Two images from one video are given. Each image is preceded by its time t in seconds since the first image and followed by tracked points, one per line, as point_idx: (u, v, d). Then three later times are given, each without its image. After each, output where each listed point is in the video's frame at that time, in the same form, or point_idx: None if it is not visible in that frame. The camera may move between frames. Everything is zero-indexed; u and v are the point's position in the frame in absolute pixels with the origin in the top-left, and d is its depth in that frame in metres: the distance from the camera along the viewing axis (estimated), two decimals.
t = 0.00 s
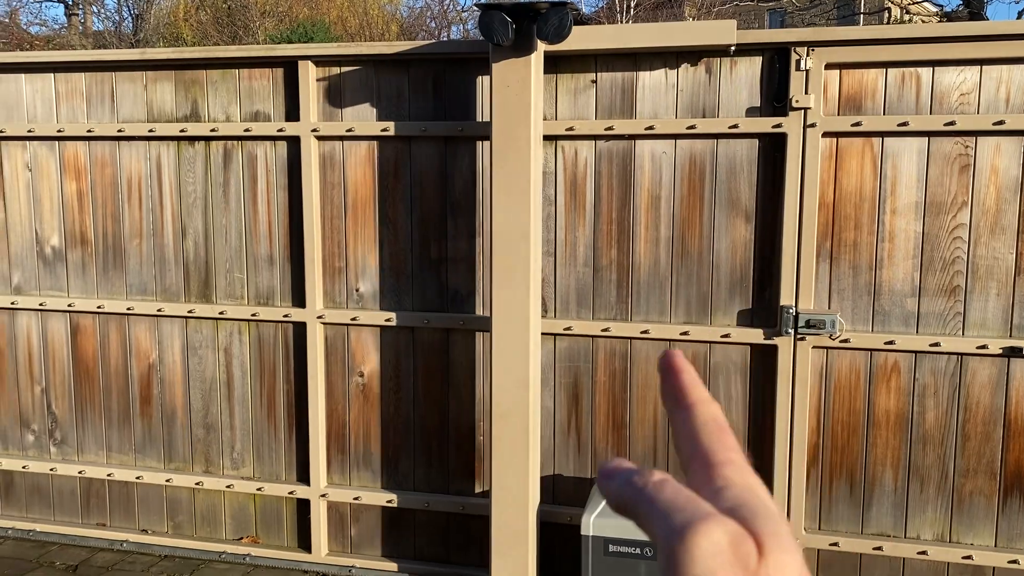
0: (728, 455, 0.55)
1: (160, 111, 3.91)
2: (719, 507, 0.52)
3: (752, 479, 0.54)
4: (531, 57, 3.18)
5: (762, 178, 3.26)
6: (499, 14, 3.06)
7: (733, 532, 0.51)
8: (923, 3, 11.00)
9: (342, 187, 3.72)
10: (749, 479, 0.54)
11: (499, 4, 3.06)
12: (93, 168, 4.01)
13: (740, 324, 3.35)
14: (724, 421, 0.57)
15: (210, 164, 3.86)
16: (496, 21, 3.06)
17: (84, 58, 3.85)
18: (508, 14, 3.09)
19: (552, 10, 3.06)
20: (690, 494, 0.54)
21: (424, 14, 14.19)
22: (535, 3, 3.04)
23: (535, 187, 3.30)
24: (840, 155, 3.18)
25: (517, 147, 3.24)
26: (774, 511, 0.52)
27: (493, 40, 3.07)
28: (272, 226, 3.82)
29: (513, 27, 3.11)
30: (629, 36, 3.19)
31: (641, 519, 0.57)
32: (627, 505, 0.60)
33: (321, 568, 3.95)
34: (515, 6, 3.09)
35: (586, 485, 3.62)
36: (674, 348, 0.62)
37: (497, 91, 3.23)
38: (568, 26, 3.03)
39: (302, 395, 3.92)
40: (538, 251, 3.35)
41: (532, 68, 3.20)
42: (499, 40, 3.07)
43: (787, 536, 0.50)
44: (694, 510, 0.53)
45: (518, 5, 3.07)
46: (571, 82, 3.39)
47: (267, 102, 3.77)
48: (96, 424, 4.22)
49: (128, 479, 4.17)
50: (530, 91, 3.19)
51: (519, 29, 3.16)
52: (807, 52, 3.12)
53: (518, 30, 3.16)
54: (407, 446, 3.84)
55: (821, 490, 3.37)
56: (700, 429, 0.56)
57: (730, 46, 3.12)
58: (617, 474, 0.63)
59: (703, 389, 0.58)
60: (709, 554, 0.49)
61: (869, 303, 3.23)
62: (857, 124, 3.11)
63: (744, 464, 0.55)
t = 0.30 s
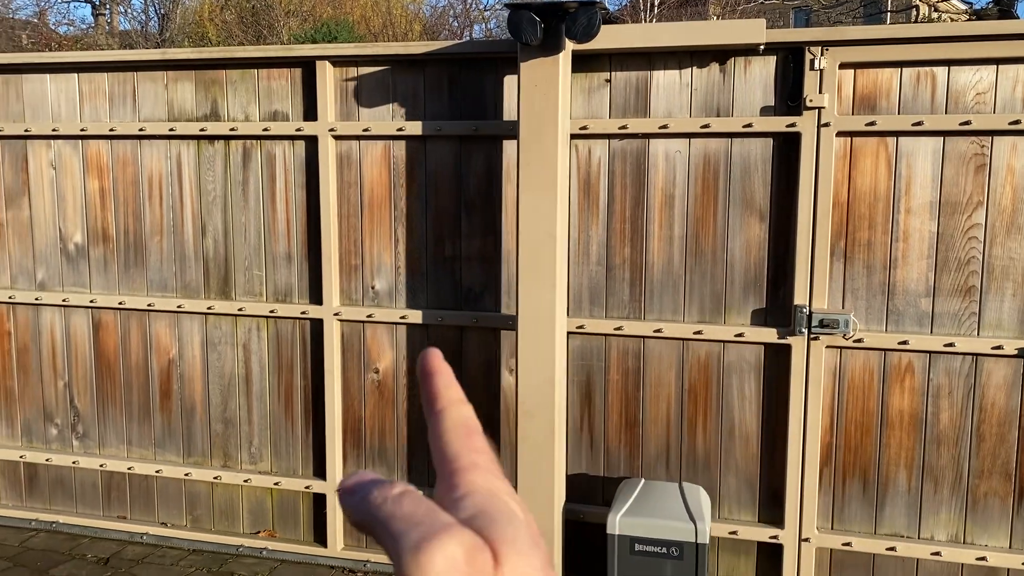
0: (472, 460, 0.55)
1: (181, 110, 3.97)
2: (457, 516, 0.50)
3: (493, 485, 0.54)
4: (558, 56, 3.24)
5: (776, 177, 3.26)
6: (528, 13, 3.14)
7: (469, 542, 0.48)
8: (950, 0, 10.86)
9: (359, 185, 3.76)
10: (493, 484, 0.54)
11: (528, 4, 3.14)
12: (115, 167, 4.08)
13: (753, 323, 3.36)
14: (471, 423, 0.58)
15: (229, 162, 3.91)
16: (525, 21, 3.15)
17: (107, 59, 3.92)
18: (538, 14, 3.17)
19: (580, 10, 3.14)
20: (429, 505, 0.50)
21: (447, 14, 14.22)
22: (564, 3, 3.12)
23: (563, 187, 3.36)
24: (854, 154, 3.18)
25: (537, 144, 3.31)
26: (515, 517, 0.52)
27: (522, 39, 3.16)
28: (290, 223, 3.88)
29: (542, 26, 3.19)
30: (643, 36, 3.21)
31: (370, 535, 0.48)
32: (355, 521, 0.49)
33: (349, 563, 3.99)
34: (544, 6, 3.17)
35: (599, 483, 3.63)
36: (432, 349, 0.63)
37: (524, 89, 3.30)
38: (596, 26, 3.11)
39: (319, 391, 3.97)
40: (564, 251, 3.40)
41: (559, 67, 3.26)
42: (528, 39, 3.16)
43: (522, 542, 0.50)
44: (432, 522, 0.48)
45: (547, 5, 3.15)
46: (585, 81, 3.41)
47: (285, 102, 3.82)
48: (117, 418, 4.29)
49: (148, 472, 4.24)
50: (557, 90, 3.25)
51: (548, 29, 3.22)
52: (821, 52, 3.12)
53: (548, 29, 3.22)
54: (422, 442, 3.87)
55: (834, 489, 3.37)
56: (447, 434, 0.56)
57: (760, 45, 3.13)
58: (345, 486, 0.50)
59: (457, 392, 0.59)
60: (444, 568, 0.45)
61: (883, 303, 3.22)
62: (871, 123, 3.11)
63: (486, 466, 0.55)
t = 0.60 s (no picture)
0: (529, 442, 0.50)
1: (197, 110, 4.02)
2: (506, 489, 0.46)
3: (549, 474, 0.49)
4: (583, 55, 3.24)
5: (787, 177, 3.26)
6: (553, 13, 3.15)
7: (512, 510, 0.45)
8: None
9: (371, 184, 3.80)
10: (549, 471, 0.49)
11: (553, 4, 3.14)
12: (133, 165, 4.14)
13: (763, 323, 3.36)
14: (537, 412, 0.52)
15: (244, 161, 3.97)
16: (550, 20, 3.15)
17: (125, 59, 3.98)
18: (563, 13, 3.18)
19: (606, 9, 3.13)
20: (480, 476, 0.46)
21: (467, 14, 14.18)
22: (589, 3, 3.11)
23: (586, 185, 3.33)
24: (864, 154, 3.18)
25: (554, 142, 3.29)
26: (563, 500, 0.48)
27: (546, 38, 3.16)
28: (304, 221, 3.92)
29: (566, 25, 3.19)
30: (654, 35, 3.22)
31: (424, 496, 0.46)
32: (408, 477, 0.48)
33: (371, 558, 4.01)
34: (569, 6, 3.17)
35: (608, 481, 3.65)
36: (505, 345, 0.58)
37: (549, 89, 3.28)
38: (621, 25, 3.10)
39: (332, 388, 4.01)
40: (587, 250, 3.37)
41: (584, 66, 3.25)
42: (552, 38, 3.16)
43: (565, 522, 0.46)
44: (480, 484, 0.45)
45: (573, 4, 3.15)
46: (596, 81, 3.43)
47: (300, 101, 3.86)
48: (134, 413, 4.36)
49: (164, 467, 4.30)
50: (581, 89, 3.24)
51: (573, 28, 3.22)
52: (831, 52, 3.12)
53: (573, 28, 3.22)
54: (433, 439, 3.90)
55: (844, 490, 3.37)
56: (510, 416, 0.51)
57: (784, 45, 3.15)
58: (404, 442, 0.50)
59: (524, 381, 0.54)
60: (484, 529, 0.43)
61: (893, 304, 3.22)
62: (882, 123, 3.10)
63: (543, 453, 0.50)
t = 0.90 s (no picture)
0: (419, 455, 0.54)
1: (207, 108, 4.06)
2: (395, 506, 0.51)
3: (435, 482, 0.53)
4: (603, 54, 3.17)
5: (792, 177, 3.26)
6: (572, 12, 3.07)
7: (400, 528, 0.49)
8: None
9: (379, 182, 3.83)
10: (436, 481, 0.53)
11: (573, 2, 3.07)
12: (144, 163, 4.19)
13: (768, 322, 3.36)
14: (426, 422, 0.57)
15: (253, 159, 4.00)
16: (570, 19, 3.07)
17: (136, 58, 4.03)
18: (582, 11, 3.10)
19: (626, 7, 3.07)
20: (366, 493, 0.51)
21: (484, 12, 14.14)
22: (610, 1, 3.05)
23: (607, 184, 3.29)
24: (871, 153, 3.17)
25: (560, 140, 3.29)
26: (454, 508, 0.52)
27: (566, 37, 3.09)
28: (312, 219, 3.95)
29: (586, 24, 3.12)
30: (659, 34, 3.23)
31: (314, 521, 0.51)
32: (303, 509, 0.52)
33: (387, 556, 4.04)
34: (589, 4, 3.10)
35: (612, 479, 3.66)
36: (394, 356, 0.62)
37: (568, 88, 3.24)
38: (643, 23, 3.03)
39: (339, 384, 4.04)
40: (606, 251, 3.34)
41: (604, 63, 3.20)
42: (572, 37, 3.09)
43: (454, 531, 0.50)
44: (365, 508, 0.49)
45: (592, 3, 3.08)
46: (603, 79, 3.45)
47: (309, 100, 3.89)
48: (145, 408, 4.41)
49: (174, 462, 4.35)
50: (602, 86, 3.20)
51: (593, 27, 3.15)
52: (837, 50, 3.11)
53: (592, 27, 3.15)
54: (439, 436, 3.93)
55: (848, 489, 3.36)
56: (398, 428, 0.55)
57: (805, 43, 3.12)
58: (296, 474, 0.54)
59: (411, 394, 0.58)
60: (372, 552, 0.47)
61: (899, 303, 3.21)
62: (888, 122, 3.10)
63: (432, 463, 0.54)
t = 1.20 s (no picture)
0: (516, 453, 0.52)
1: (210, 106, 4.09)
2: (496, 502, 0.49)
3: (534, 480, 0.51)
4: (615, 52, 3.16)
5: (790, 176, 3.26)
6: (584, 10, 3.06)
7: (504, 524, 0.47)
8: None
9: (379, 180, 3.85)
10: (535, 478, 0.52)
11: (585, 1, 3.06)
12: (148, 161, 4.23)
13: (765, 321, 3.36)
14: (520, 420, 0.55)
15: (255, 157, 4.03)
16: (582, 18, 3.06)
17: (139, 57, 4.06)
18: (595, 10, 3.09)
19: (638, 5, 3.02)
20: (467, 487, 0.49)
21: (497, 11, 14.09)
22: None
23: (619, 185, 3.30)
24: (869, 152, 3.16)
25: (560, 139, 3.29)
26: (554, 507, 0.50)
27: (578, 36, 3.07)
28: (313, 217, 3.98)
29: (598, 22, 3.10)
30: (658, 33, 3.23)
31: (412, 510, 0.49)
32: (400, 499, 0.50)
33: (397, 554, 4.05)
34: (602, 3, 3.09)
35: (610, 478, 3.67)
36: (485, 350, 0.60)
37: (581, 86, 3.24)
38: (654, 21, 2.98)
39: (340, 381, 4.06)
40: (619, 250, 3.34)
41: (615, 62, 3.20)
42: (584, 35, 3.07)
43: (557, 532, 0.49)
44: (468, 502, 0.47)
45: (604, 2, 3.07)
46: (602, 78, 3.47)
47: (310, 98, 3.92)
48: (148, 404, 4.44)
49: (176, 457, 4.39)
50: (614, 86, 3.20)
51: (606, 25, 3.15)
52: (835, 49, 3.11)
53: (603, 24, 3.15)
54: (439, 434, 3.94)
55: (845, 489, 3.36)
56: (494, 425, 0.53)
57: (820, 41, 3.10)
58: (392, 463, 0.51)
59: (505, 393, 0.56)
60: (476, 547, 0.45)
61: (896, 303, 3.20)
62: (886, 121, 3.09)
63: (531, 461, 0.52)
